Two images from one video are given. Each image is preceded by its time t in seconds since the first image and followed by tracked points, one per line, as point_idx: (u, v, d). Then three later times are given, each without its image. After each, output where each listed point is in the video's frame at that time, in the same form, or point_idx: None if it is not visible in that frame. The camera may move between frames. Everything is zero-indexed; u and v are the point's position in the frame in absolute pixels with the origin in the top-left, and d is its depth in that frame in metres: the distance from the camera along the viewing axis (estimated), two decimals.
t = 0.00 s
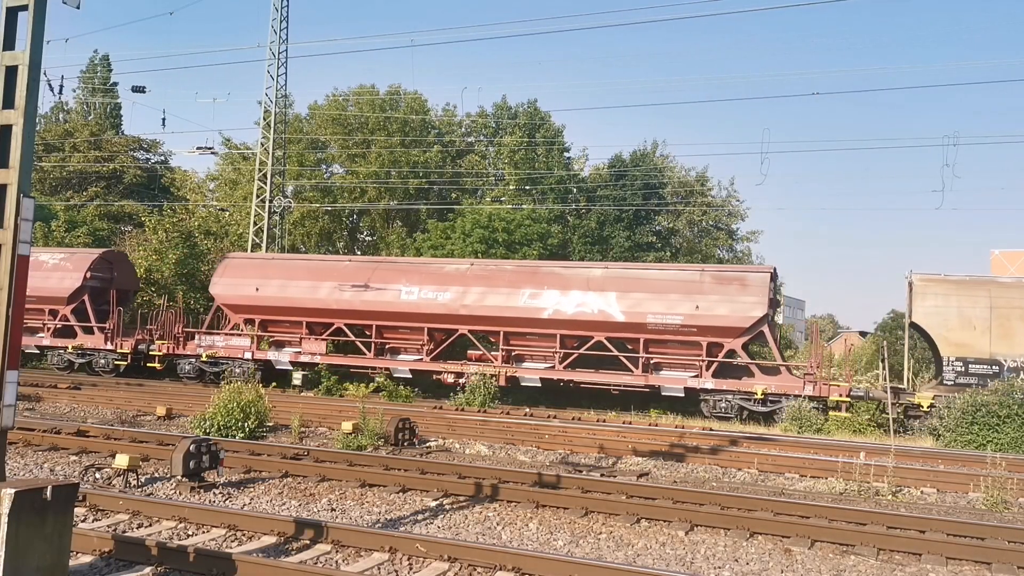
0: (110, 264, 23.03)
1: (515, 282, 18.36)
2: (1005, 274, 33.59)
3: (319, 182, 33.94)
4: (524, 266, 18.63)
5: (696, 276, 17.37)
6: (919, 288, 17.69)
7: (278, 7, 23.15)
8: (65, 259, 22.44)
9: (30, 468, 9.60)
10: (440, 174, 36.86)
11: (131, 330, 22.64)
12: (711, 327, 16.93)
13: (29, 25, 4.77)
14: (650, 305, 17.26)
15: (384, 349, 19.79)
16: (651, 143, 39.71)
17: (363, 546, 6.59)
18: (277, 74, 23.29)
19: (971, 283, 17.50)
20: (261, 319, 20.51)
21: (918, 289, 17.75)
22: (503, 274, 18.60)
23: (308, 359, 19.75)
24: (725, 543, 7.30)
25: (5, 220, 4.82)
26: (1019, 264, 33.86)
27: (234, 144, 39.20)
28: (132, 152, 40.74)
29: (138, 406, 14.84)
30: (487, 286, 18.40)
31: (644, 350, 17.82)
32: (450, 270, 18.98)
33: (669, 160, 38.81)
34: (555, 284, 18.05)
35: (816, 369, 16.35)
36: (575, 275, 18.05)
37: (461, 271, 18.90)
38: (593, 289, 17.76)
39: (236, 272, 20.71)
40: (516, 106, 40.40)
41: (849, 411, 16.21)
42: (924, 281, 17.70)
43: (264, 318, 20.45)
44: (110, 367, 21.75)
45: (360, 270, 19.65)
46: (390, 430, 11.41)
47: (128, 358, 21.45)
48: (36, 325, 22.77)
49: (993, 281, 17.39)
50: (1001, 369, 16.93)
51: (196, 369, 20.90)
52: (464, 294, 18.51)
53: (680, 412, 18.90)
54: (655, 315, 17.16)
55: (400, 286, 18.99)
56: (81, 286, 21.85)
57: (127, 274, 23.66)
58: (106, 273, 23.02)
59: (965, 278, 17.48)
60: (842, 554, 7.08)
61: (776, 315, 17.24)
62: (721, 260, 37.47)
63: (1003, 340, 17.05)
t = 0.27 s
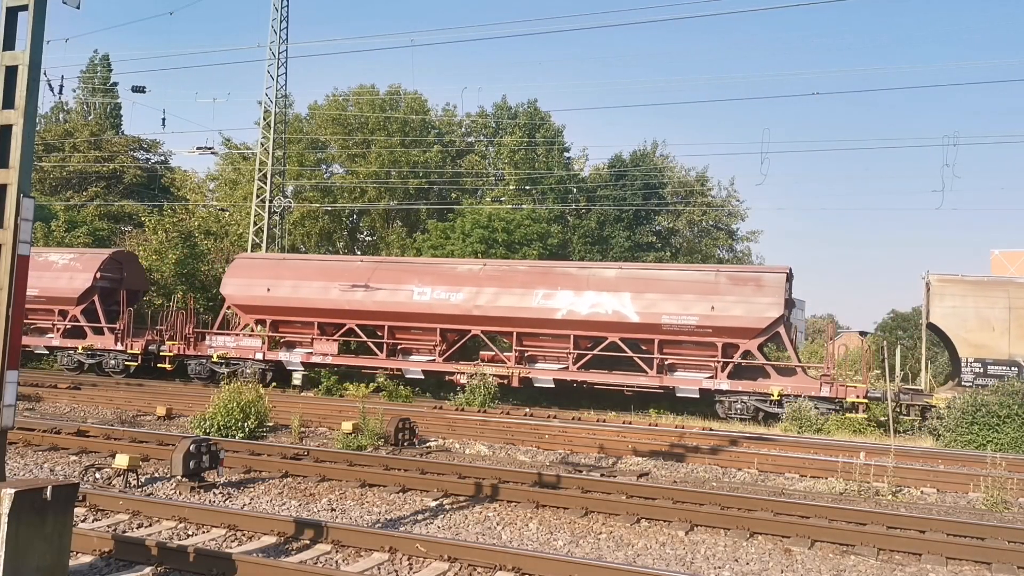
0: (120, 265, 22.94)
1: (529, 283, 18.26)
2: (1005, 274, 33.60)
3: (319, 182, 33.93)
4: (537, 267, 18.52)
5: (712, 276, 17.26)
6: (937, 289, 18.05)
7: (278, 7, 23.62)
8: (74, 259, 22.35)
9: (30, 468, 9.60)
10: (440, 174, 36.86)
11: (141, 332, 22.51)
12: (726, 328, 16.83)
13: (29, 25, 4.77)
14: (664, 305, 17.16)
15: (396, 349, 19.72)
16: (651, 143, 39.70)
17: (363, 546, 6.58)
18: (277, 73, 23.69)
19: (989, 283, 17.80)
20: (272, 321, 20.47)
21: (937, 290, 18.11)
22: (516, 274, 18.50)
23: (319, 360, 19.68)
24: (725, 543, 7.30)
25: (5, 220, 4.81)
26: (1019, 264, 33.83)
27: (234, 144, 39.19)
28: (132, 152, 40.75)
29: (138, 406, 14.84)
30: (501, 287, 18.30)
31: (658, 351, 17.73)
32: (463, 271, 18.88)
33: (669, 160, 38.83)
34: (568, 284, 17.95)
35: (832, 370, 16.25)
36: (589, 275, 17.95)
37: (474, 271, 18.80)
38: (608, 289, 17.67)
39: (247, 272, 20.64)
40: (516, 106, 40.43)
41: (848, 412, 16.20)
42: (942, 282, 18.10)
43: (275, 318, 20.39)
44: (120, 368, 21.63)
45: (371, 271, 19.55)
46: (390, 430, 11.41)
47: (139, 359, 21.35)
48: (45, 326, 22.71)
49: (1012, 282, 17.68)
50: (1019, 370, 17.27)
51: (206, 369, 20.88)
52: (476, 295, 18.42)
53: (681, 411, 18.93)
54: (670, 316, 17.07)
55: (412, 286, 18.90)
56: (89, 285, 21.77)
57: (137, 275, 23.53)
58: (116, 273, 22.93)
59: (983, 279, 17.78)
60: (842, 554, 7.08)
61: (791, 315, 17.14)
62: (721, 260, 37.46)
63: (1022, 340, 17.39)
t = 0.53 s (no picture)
0: (129, 265, 22.92)
1: (542, 283, 18.21)
2: (1005, 274, 33.63)
3: (319, 182, 33.92)
4: (549, 267, 18.47)
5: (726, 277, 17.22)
6: (954, 290, 18.64)
7: (278, 7, 23.15)
8: (84, 259, 22.32)
9: (30, 468, 9.60)
10: (440, 174, 36.86)
11: (150, 332, 22.44)
12: (741, 329, 16.78)
13: (29, 25, 4.77)
14: (679, 306, 17.11)
15: (407, 350, 19.67)
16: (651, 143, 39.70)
17: (363, 546, 6.58)
18: (277, 73, 23.21)
19: (1008, 285, 18.24)
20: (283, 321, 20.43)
21: (954, 291, 18.71)
22: (528, 275, 18.46)
23: (330, 360, 19.61)
24: (725, 543, 7.30)
25: (5, 220, 4.81)
26: (1019, 264, 33.87)
27: (234, 144, 39.21)
28: (132, 152, 40.76)
29: (138, 406, 14.84)
30: (513, 287, 18.26)
31: (672, 352, 17.69)
32: (475, 271, 18.83)
33: (669, 160, 38.85)
34: (581, 285, 17.91)
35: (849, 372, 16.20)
36: (602, 276, 17.92)
37: (486, 271, 18.76)
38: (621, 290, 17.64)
39: (257, 272, 20.59)
40: (517, 106, 40.45)
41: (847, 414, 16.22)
42: (959, 283, 18.69)
43: (285, 319, 20.36)
44: (129, 368, 21.55)
45: (382, 271, 19.50)
46: (390, 430, 11.41)
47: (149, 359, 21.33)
48: (54, 326, 22.70)
49: None
50: None
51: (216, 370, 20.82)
52: (489, 295, 18.37)
53: (680, 411, 18.93)
54: (684, 316, 17.03)
55: (424, 287, 18.85)
56: (99, 285, 21.72)
57: (147, 276, 23.51)
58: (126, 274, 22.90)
59: (1001, 280, 18.23)
60: (842, 554, 7.08)
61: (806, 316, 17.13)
62: (721, 260, 37.45)
63: None
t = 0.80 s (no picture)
0: (137, 265, 22.88)
1: (553, 284, 18.17)
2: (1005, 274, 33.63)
3: (319, 183, 33.90)
4: (560, 267, 18.41)
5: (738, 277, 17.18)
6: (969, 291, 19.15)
7: (278, 6, 22.67)
8: (92, 259, 22.29)
9: (30, 468, 9.60)
10: (440, 174, 36.84)
11: (160, 332, 22.43)
12: (755, 329, 16.74)
13: (29, 25, 4.77)
14: (692, 306, 17.08)
15: (417, 351, 19.62)
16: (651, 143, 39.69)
17: (363, 546, 6.59)
18: (276, 73, 22.73)
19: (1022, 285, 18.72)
20: (292, 321, 20.35)
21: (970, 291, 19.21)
22: (539, 275, 18.42)
23: (340, 361, 19.56)
24: (725, 543, 7.30)
25: (5, 220, 4.81)
26: (1019, 264, 33.88)
27: (234, 144, 39.19)
28: (132, 152, 40.78)
29: (138, 406, 14.84)
30: (524, 288, 18.22)
31: (684, 353, 17.66)
32: (486, 271, 18.79)
33: (669, 160, 38.85)
34: (593, 285, 17.88)
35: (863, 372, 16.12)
36: (614, 276, 17.89)
37: (497, 272, 18.72)
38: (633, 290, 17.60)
39: (266, 272, 20.55)
40: (517, 106, 40.46)
41: (847, 413, 16.22)
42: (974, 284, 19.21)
43: (295, 320, 20.30)
44: (139, 369, 21.61)
45: (392, 271, 19.45)
46: (390, 430, 11.41)
47: (158, 359, 21.32)
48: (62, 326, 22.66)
49: None
50: None
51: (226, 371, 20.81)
52: (500, 296, 18.32)
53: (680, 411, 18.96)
54: (697, 317, 17.00)
55: (435, 287, 18.79)
56: (108, 286, 21.72)
57: (155, 276, 23.47)
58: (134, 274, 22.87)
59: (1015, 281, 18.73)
60: (842, 554, 7.08)
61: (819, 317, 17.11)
62: (721, 260, 37.44)
63: None
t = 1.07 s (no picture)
0: (145, 265, 22.86)
1: (563, 284, 18.13)
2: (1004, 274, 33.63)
3: (319, 183, 33.90)
4: (571, 268, 18.42)
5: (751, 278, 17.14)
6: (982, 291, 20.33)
7: (278, 6, 21.71)
8: (100, 260, 22.29)
9: (30, 468, 9.60)
10: (440, 174, 36.82)
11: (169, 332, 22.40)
12: (768, 330, 16.68)
13: (29, 25, 4.77)
14: (704, 307, 17.04)
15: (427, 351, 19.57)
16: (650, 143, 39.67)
17: (363, 546, 6.59)
18: (277, 74, 21.77)
19: None
20: (302, 321, 20.30)
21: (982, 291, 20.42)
22: (550, 275, 18.40)
23: (349, 361, 19.61)
24: (725, 543, 7.30)
25: (5, 220, 4.81)
26: (1019, 264, 33.86)
27: (233, 143, 39.19)
28: (132, 152, 40.79)
29: (138, 406, 14.84)
30: (535, 288, 18.18)
31: (696, 353, 17.62)
32: (496, 272, 18.74)
33: (669, 160, 38.84)
34: (604, 286, 17.84)
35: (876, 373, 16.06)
36: (626, 277, 17.85)
37: (507, 272, 18.69)
38: (645, 291, 17.57)
39: (275, 273, 20.53)
40: (517, 106, 40.47)
41: (847, 413, 16.21)
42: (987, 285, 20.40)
43: (303, 321, 20.26)
44: (146, 370, 21.60)
45: (402, 271, 19.42)
46: (390, 430, 11.41)
47: (166, 360, 21.31)
48: (70, 327, 22.63)
49: None
50: None
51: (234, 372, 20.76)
52: (510, 296, 18.29)
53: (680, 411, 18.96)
54: (709, 317, 16.96)
55: (444, 288, 18.75)
56: (115, 287, 21.70)
57: (162, 276, 23.44)
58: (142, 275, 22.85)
59: None
60: (842, 554, 7.08)
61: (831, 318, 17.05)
62: (721, 260, 37.43)
63: None
